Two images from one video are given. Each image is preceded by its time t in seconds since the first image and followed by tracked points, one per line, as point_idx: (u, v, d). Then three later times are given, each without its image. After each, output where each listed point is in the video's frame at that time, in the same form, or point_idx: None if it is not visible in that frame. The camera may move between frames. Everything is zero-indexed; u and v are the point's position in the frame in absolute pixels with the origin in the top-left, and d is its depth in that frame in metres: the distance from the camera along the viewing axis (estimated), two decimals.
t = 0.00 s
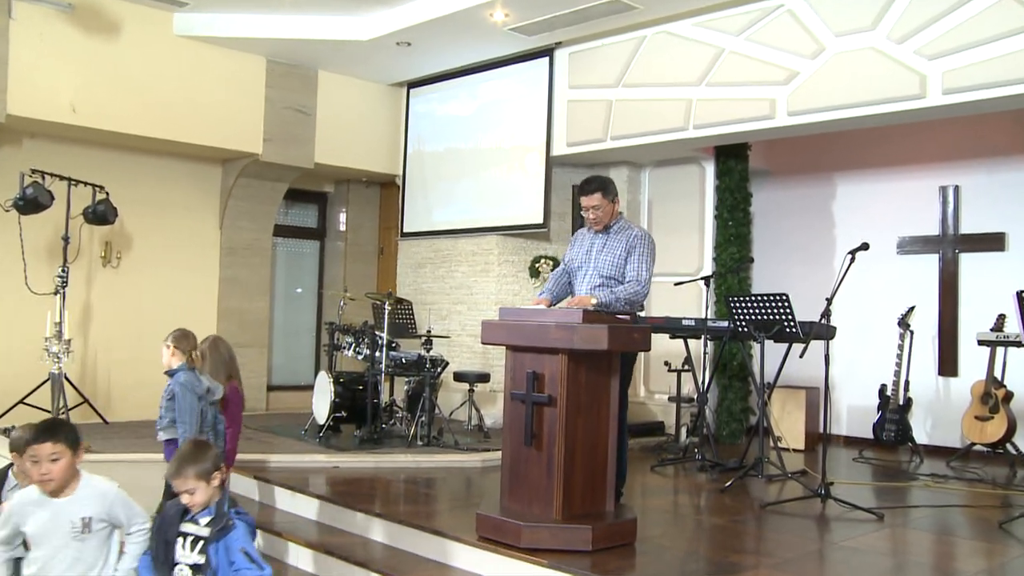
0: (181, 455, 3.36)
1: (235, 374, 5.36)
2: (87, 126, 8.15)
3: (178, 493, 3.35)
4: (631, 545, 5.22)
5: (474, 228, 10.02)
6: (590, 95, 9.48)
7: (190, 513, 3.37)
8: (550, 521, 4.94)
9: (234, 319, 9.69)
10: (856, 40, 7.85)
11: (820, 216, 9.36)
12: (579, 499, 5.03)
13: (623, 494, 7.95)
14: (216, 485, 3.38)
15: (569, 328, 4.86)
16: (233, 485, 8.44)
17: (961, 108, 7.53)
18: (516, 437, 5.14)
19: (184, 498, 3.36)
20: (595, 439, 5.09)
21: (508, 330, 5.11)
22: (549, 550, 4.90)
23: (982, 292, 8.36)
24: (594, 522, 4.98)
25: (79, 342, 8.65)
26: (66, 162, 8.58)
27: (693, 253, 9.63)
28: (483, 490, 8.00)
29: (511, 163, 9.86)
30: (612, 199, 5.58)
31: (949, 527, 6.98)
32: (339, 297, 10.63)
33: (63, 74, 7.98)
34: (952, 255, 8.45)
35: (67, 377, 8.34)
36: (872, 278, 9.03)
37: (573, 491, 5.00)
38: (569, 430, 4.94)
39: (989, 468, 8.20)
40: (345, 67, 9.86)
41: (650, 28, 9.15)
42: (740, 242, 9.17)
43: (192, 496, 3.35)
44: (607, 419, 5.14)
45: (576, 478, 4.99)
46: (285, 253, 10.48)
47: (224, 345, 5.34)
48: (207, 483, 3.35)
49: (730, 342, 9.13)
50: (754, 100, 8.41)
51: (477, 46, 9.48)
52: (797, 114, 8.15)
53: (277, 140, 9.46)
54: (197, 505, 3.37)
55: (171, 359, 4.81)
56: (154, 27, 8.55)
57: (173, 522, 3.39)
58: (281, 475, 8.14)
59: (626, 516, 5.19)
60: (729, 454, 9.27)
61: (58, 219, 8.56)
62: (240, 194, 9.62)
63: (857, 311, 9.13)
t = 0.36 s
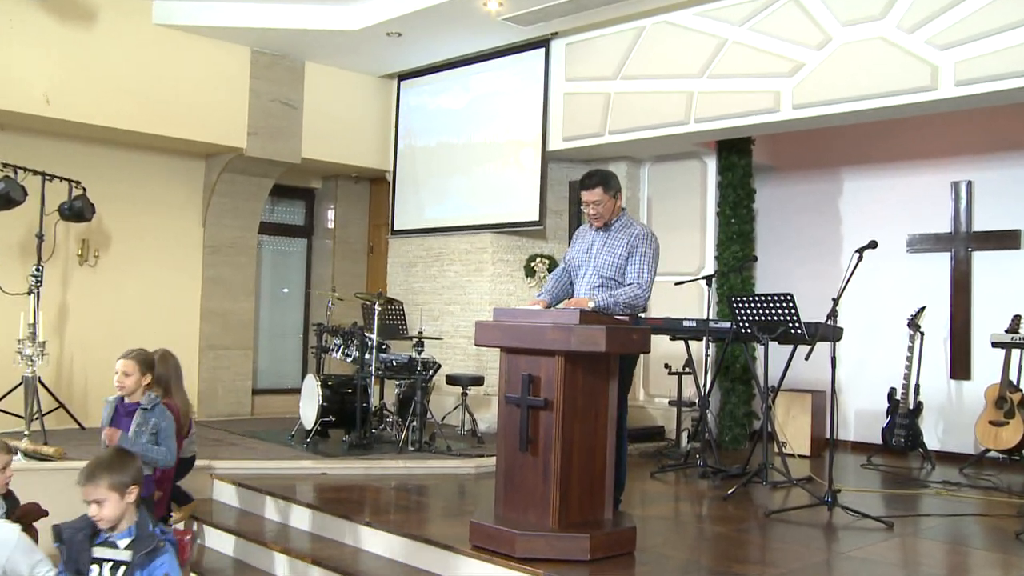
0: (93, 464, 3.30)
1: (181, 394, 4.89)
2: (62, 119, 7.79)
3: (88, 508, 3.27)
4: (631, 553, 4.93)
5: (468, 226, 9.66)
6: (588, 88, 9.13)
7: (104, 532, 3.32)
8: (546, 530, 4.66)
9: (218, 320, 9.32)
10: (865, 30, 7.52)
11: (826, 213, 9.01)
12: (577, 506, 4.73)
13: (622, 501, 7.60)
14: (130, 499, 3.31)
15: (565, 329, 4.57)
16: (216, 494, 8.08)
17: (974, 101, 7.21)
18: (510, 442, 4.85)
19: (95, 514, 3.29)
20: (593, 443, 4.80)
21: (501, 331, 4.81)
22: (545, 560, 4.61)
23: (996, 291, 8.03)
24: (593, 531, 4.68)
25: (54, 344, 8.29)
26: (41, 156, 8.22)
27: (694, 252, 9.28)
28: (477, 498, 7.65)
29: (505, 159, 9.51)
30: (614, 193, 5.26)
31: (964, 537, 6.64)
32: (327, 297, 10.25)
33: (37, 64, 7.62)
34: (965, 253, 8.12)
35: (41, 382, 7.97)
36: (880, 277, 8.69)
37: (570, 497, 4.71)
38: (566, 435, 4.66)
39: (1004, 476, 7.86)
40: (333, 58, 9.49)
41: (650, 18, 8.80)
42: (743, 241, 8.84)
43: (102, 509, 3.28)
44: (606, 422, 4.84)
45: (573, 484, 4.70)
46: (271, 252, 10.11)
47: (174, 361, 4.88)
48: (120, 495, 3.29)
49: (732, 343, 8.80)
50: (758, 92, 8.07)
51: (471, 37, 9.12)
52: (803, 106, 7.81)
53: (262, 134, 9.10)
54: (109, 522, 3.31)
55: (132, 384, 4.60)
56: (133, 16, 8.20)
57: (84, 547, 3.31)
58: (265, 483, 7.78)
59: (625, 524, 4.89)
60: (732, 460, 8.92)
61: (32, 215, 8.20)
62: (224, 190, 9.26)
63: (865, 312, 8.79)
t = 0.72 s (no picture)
0: (29, 478, 2.83)
1: (130, 412, 4.28)
2: (34, 111, 7.45)
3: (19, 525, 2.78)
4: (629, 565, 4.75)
5: (460, 224, 9.33)
6: (585, 82, 8.80)
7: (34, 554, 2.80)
8: (541, 539, 4.48)
9: (200, 322, 8.97)
10: (873, 20, 7.22)
11: (832, 211, 8.69)
12: (573, 515, 4.56)
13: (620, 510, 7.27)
14: (69, 518, 2.82)
15: (562, 332, 4.42)
16: (197, 504, 7.74)
17: (987, 95, 6.92)
18: (504, 449, 4.69)
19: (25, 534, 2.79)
20: (590, 450, 4.64)
21: (495, 332, 4.65)
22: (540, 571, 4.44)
23: (1009, 292, 7.73)
24: (589, 540, 4.51)
25: (27, 348, 7.93)
26: (13, 151, 7.87)
27: (694, 251, 8.94)
28: (470, 507, 7.31)
29: (499, 155, 9.17)
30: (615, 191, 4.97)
31: (977, 548, 6.33)
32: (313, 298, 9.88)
33: (8, 54, 7.28)
34: (976, 253, 7.82)
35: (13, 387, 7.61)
36: (888, 277, 8.38)
37: (566, 506, 4.54)
38: (561, 441, 4.50)
39: (1017, 484, 7.56)
40: (319, 50, 9.14)
41: (649, 9, 8.46)
42: (746, 240, 8.54)
43: (34, 528, 2.79)
44: (603, 428, 4.69)
45: (569, 491, 4.53)
46: (256, 251, 9.76)
47: (124, 372, 4.29)
48: (56, 514, 2.81)
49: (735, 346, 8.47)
50: (761, 86, 7.76)
51: (463, 28, 8.78)
52: (808, 101, 7.51)
53: (246, 129, 8.74)
54: (44, 545, 2.80)
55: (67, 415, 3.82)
56: (109, 5, 7.86)
57: (14, 569, 2.75)
58: (248, 492, 7.44)
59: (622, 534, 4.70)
60: (733, 467, 8.59)
61: (3, 212, 7.85)
62: (206, 186, 8.90)
63: (871, 314, 8.48)
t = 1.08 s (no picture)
0: None
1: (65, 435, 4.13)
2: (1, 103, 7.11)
3: None
4: None
5: (449, 222, 9.00)
6: (579, 74, 8.49)
7: None
8: (532, 549, 4.26)
9: (179, 324, 8.62)
10: (878, 11, 6.93)
11: (835, 209, 8.39)
12: (569, 526, 4.35)
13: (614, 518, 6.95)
14: None
15: (555, 334, 4.24)
16: (173, 514, 7.40)
17: (996, 88, 6.65)
18: (496, 454, 4.49)
19: None
20: (585, 456, 4.42)
21: (485, 335, 4.47)
22: None
23: (1019, 293, 7.45)
24: (583, 551, 4.28)
25: None
26: None
27: (692, 250, 8.63)
28: (460, 515, 6.98)
29: (490, 150, 8.86)
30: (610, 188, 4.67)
31: (988, 559, 6.03)
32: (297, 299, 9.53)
33: None
34: (985, 252, 7.54)
35: None
36: (893, 278, 8.09)
37: (559, 514, 4.33)
38: (555, 447, 4.31)
39: None
40: (304, 41, 8.81)
41: None
42: (746, 239, 8.26)
43: None
44: (600, 433, 4.45)
45: (564, 500, 4.33)
46: (237, 250, 9.41)
47: (55, 396, 4.11)
48: None
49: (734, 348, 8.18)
50: (762, 79, 7.47)
51: (453, 19, 8.45)
52: (812, 93, 7.22)
53: (227, 123, 8.41)
54: None
55: None
56: None
57: None
58: (227, 502, 7.11)
59: (621, 547, 4.47)
60: (733, 474, 8.29)
61: None
62: (185, 182, 8.56)
63: (875, 315, 8.19)
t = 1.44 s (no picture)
0: None
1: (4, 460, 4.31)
2: None
3: None
4: None
5: (435, 219, 8.64)
6: (571, 65, 8.14)
7: None
8: (523, 560, 4.05)
9: (151, 326, 8.24)
10: None
11: (837, 205, 8.05)
12: (560, 535, 4.17)
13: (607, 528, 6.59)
14: None
15: (547, 336, 4.05)
16: (145, 526, 7.01)
17: (1007, 79, 6.34)
18: (483, 461, 4.27)
19: None
20: (576, 462, 4.23)
21: (471, 335, 4.25)
22: None
23: None
24: (577, 561, 4.08)
25: None
26: None
27: (688, 248, 8.28)
28: (446, 525, 6.62)
29: (478, 144, 8.50)
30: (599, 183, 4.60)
31: (1002, 571, 5.71)
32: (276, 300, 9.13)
33: None
34: (994, 250, 7.23)
35: None
36: (897, 277, 7.76)
37: (551, 523, 4.13)
38: (545, 454, 4.12)
39: None
40: (282, 30, 8.44)
41: None
42: (745, 236, 7.93)
43: None
44: (591, 438, 4.27)
45: (554, 507, 4.14)
46: (213, 248, 9.03)
47: None
48: None
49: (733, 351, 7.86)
50: (761, 69, 7.14)
51: (438, 7, 8.09)
52: (814, 85, 6.87)
53: (202, 115, 8.03)
54: None
55: None
56: None
57: None
58: (200, 512, 6.73)
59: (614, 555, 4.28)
60: (731, 482, 7.94)
61: None
62: (157, 177, 8.18)
63: (879, 316, 7.86)
